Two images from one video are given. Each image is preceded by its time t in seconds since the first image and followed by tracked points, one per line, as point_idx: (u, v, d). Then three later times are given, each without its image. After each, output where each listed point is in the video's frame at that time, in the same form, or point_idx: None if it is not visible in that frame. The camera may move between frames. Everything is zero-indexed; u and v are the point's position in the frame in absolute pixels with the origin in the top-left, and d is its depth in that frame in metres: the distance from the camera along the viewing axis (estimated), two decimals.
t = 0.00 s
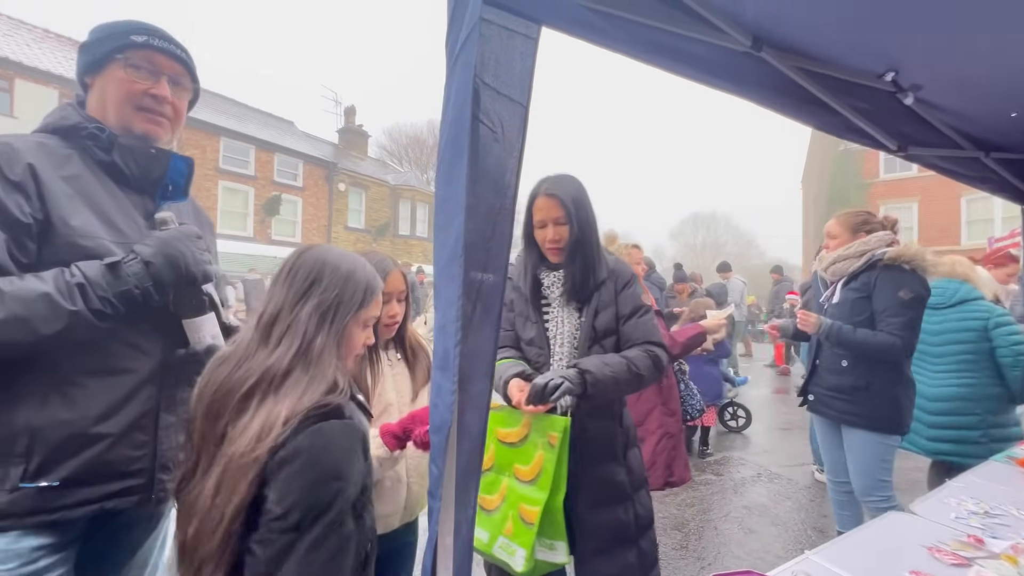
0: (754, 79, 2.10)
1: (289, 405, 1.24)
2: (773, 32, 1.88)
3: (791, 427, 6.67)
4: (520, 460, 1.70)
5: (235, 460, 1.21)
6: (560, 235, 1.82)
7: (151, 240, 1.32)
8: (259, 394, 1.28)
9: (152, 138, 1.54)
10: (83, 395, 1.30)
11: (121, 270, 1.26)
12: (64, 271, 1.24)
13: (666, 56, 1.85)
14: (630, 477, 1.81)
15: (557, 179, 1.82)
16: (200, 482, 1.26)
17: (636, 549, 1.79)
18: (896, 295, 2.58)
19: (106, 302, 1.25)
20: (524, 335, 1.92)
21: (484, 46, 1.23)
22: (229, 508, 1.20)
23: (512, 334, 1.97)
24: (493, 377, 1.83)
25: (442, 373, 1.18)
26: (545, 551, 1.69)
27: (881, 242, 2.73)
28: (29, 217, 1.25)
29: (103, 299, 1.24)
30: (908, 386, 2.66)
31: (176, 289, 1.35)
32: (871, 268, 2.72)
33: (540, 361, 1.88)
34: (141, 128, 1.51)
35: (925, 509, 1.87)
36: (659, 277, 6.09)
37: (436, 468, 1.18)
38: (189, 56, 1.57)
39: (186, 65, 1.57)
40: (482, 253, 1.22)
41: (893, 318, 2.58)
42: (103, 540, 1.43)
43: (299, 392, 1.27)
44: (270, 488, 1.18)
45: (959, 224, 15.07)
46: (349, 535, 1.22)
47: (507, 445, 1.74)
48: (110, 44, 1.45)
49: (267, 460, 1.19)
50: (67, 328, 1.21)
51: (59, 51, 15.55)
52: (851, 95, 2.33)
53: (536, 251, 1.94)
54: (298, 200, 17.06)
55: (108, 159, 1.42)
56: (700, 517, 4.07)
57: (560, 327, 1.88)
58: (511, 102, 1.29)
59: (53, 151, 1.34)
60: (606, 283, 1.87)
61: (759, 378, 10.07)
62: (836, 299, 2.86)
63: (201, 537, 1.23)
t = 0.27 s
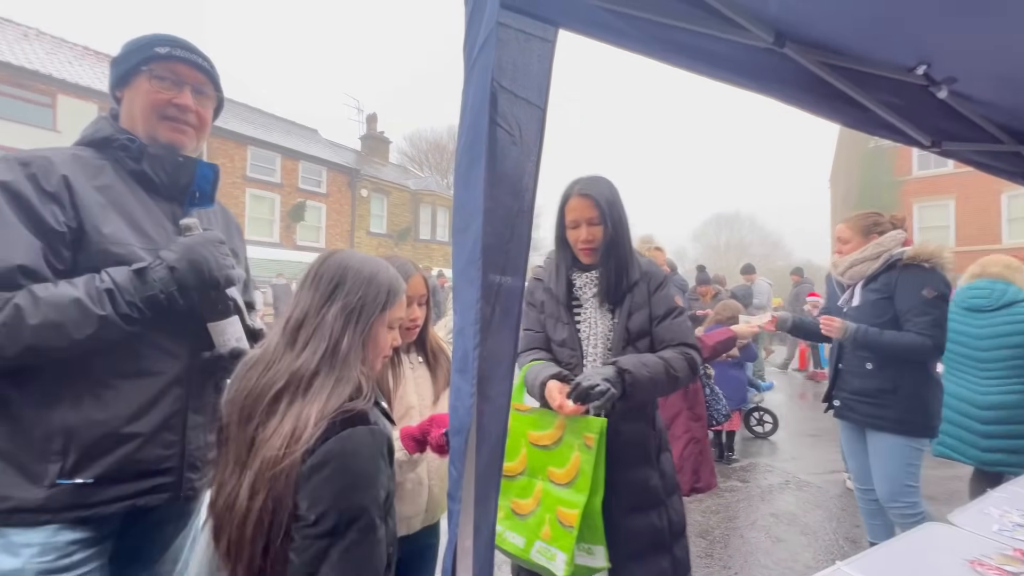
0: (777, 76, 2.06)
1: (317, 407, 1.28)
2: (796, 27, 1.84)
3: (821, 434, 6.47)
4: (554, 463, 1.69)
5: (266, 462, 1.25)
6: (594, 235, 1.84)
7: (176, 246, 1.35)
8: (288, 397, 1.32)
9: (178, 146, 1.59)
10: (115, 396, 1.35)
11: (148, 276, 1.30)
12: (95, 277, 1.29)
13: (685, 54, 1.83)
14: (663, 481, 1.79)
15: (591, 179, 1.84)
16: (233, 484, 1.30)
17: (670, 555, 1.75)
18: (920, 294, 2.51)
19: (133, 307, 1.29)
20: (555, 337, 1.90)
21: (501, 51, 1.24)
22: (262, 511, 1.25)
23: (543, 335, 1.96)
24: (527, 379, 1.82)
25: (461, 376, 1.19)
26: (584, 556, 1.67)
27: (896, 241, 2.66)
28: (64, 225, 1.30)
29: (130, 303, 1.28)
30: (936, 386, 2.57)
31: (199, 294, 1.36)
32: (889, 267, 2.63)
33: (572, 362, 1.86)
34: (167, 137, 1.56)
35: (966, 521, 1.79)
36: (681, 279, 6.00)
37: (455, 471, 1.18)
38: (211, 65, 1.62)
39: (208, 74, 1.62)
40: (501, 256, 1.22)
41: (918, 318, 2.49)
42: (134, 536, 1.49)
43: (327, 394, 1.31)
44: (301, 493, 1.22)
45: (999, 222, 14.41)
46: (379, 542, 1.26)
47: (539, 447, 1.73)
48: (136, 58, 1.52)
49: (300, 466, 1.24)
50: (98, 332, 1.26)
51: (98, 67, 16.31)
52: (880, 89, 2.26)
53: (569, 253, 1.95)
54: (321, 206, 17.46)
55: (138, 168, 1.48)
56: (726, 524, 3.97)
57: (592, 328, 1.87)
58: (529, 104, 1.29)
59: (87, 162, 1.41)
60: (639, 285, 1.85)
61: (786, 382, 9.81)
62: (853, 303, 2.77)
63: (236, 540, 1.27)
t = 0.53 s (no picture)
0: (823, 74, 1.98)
1: (354, 414, 1.31)
2: (845, 24, 1.75)
3: (869, 446, 6.13)
4: (603, 472, 1.69)
5: (308, 470, 1.28)
6: (642, 239, 1.82)
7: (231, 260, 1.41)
8: (326, 404, 1.35)
9: (232, 163, 1.67)
10: (174, 403, 1.41)
11: (204, 289, 1.38)
12: (157, 291, 1.36)
13: (725, 55, 1.78)
14: (716, 495, 1.75)
15: (641, 182, 1.81)
16: (279, 490, 1.34)
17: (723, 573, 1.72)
18: (980, 298, 2.35)
19: (191, 319, 1.37)
20: (601, 343, 1.90)
21: (541, 60, 1.25)
22: (305, 519, 1.27)
23: (589, 341, 1.96)
24: (574, 383, 1.78)
25: (503, 387, 1.20)
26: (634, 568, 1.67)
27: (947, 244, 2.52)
28: (129, 242, 1.40)
29: (188, 315, 1.36)
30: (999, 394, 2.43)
31: (247, 305, 1.40)
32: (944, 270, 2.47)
33: (620, 369, 1.85)
34: (222, 154, 1.65)
35: None
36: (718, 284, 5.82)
37: (497, 482, 1.20)
38: (263, 85, 1.70)
39: (260, 93, 1.70)
40: (541, 264, 1.21)
41: (980, 323, 2.34)
42: (189, 537, 1.55)
43: (362, 400, 1.33)
44: (341, 503, 1.24)
45: None
46: (420, 551, 1.26)
47: (586, 455, 1.73)
48: (195, 81, 1.62)
49: (339, 475, 1.26)
50: (157, 343, 1.33)
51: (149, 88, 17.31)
52: (938, 85, 2.13)
53: (616, 258, 1.91)
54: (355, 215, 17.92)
55: (197, 185, 1.55)
56: (769, 540, 3.80)
57: (639, 335, 1.84)
58: (567, 112, 1.27)
59: (151, 180, 1.49)
60: (690, 290, 1.81)
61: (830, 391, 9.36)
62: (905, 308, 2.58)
63: (284, 547, 1.31)
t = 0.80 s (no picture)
0: (887, 72, 1.85)
1: (400, 427, 1.32)
2: (914, 21, 1.62)
3: (929, 461, 5.73)
4: (655, 485, 1.64)
5: (356, 483, 1.30)
6: (702, 248, 1.80)
7: (295, 278, 1.47)
8: (373, 418, 1.36)
9: (293, 182, 1.75)
10: (239, 415, 1.47)
11: (271, 306, 1.44)
12: (229, 308, 1.44)
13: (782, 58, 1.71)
14: (782, 519, 1.66)
15: (701, 189, 1.79)
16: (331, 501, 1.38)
17: None
18: None
19: (258, 334, 1.44)
20: (656, 355, 1.85)
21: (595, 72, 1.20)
22: (355, 532, 1.29)
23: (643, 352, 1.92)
24: (627, 392, 1.73)
25: (560, 409, 1.16)
26: None
27: None
28: (202, 260, 1.48)
29: (256, 331, 1.43)
30: None
31: (310, 321, 1.46)
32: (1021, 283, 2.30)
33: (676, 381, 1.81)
34: (285, 174, 1.72)
35: None
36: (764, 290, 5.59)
37: (553, 505, 1.16)
38: (324, 106, 1.76)
39: (322, 114, 1.76)
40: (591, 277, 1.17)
41: None
42: (250, 544, 1.60)
43: (407, 413, 1.34)
44: (386, 518, 1.25)
45: None
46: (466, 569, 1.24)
47: (638, 466, 1.69)
48: (262, 103, 1.69)
49: (384, 489, 1.26)
50: (228, 357, 1.41)
51: (201, 107, 18.35)
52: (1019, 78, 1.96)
53: (673, 267, 1.88)
54: (390, 223, 18.36)
55: (261, 205, 1.61)
56: (823, 560, 3.60)
57: (697, 346, 1.80)
58: (617, 124, 1.25)
59: (222, 200, 1.56)
60: (752, 302, 1.77)
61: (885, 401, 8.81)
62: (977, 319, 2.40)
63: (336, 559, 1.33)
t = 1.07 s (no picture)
0: (940, 67, 1.74)
1: (424, 435, 1.30)
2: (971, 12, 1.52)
3: (983, 474, 5.41)
4: (695, 494, 1.61)
5: (380, 490, 1.28)
6: (750, 250, 1.79)
7: (345, 284, 1.57)
8: (401, 426, 1.36)
9: (340, 192, 1.82)
10: (288, 419, 1.52)
11: (322, 312, 1.51)
12: (282, 313, 1.51)
13: (825, 56, 1.64)
14: (833, 536, 1.60)
15: (748, 191, 1.78)
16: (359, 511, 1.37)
17: None
18: None
19: (310, 339, 1.49)
20: (697, 360, 1.84)
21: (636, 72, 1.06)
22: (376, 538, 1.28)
23: (684, 357, 1.91)
24: (666, 398, 1.72)
25: (600, 417, 1.08)
26: None
27: None
28: (258, 266, 1.55)
29: (308, 337, 1.49)
30: None
31: (360, 328, 1.56)
32: None
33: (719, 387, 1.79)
34: (332, 184, 1.80)
35: None
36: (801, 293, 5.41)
37: (592, 517, 1.08)
38: (370, 118, 1.83)
39: (368, 126, 1.83)
40: (630, 284, 1.11)
41: None
42: (295, 545, 1.65)
43: (434, 421, 1.32)
44: (406, 524, 1.22)
45: None
46: None
47: (678, 474, 1.66)
48: (312, 115, 1.75)
49: (405, 495, 1.24)
50: (283, 362, 1.47)
51: (238, 118, 19.11)
52: None
53: (718, 271, 1.87)
54: (417, 227, 18.66)
55: (310, 212, 1.67)
56: None
57: (741, 352, 1.77)
58: (654, 126, 1.21)
59: (273, 208, 1.62)
60: (801, 308, 1.74)
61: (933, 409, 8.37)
62: None
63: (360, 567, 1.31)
